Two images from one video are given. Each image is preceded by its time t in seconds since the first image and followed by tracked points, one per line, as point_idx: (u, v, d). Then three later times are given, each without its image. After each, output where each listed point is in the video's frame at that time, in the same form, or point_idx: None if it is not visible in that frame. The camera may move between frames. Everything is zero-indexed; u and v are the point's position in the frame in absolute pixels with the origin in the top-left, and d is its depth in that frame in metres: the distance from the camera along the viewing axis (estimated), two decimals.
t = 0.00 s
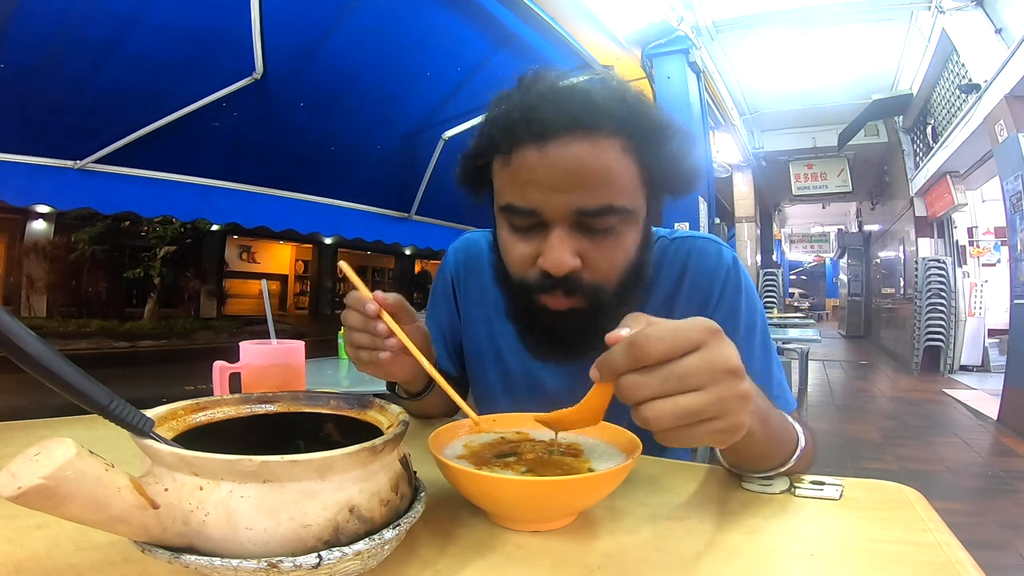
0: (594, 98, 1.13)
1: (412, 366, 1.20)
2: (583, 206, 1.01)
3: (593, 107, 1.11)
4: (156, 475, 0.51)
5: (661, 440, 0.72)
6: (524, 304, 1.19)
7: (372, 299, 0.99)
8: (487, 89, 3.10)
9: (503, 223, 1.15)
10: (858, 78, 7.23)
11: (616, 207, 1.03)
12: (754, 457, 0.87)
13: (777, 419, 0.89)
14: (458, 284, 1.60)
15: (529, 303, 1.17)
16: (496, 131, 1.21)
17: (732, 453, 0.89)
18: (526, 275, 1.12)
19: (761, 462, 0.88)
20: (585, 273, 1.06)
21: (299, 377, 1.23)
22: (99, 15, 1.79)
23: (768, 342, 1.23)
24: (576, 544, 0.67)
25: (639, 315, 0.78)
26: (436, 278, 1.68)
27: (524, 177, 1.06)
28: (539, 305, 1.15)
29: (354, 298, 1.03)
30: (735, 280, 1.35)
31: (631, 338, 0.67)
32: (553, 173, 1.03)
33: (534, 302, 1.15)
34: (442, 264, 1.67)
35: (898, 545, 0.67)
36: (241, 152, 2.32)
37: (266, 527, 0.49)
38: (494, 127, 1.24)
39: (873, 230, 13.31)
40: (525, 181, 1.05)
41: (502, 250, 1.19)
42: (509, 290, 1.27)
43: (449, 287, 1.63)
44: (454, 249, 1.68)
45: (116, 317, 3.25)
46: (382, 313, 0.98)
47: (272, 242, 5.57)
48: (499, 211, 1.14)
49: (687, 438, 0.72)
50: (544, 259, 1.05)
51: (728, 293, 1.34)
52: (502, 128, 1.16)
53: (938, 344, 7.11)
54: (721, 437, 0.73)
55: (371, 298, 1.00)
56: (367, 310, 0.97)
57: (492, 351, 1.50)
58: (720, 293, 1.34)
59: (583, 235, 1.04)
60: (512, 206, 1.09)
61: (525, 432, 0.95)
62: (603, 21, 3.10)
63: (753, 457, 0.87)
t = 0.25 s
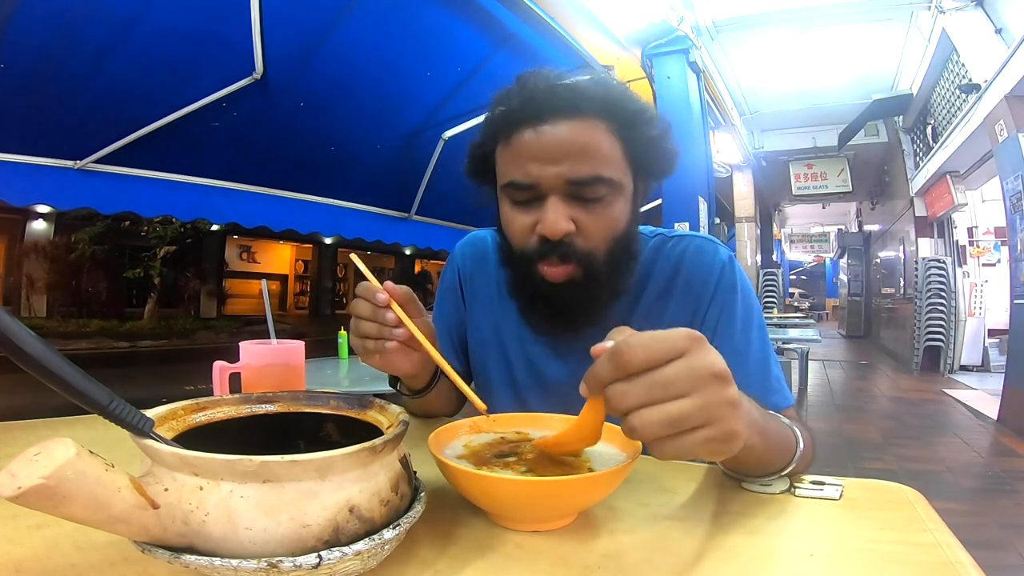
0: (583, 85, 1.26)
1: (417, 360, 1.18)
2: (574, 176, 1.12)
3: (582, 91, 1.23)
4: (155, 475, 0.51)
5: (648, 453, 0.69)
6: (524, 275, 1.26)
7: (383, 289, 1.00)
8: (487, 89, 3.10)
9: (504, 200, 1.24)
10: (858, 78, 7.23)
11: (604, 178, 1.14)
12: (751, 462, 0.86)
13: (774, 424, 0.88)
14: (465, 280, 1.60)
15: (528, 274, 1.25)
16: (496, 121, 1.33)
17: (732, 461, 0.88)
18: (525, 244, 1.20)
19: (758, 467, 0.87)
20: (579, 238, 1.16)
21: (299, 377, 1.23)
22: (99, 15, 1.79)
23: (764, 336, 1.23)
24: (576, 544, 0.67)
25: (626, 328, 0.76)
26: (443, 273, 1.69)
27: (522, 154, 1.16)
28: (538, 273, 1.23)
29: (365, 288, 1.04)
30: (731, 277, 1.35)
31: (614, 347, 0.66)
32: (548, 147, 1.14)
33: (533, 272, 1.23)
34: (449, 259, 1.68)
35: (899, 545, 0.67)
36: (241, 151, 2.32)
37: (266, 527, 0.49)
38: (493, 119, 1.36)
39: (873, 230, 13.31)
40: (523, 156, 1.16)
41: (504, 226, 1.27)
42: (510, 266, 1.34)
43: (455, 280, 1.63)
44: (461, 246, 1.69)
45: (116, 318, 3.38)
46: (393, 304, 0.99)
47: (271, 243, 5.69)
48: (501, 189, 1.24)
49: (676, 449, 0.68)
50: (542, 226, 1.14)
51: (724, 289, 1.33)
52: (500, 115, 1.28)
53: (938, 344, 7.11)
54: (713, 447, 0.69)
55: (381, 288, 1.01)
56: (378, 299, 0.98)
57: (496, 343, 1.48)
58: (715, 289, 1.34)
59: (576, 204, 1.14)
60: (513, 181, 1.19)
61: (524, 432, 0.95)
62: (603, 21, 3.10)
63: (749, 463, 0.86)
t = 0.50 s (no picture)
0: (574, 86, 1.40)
1: (424, 359, 1.17)
2: (567, 160, 1.23)
3: (572, 90, 1.37)
4: (155, 475, 0.51)
5: (634, 428, 0.65)
6: (523, 255, 1.33)
7: (400, 284, 1.02)
8: (487, 89, 3.09)
9: (506, 189, 1.34)
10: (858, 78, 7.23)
11: (594, 162, 1.25)
12: (751, 467, 0.85)
13: (773, 428, 0.88)
14: (473, 276, 1.61)
15: (528, 254, 1.31)
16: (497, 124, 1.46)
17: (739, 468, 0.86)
18: (525, 225, 1.29)
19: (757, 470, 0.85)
20: (573, 216, 1.25)
21: (299, 377, 1.23)
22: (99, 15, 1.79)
23: (757, 336, 1.22)
24: (576, 544, 0.67)
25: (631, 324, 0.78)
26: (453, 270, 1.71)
27: (520, 144, 1.28)
28: (538, 252, 1.30)
29: (380, 281, 1.05)
30: (723, 278, 1.35)
31: (603, 324, 0.67)
32: (543, 136, 1.25)
33: (533, 250, 1.29)
34: (459, 257, 1.70)
35: (899, 545, 0.67)
36: (241, 151, 2.33)
37: (266, 527, 0.49)
38: (495, 123, 1.50)
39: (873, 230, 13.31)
40: (521, 146, 1.27)
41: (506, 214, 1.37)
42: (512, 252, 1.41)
43: (464, 276, 1.64)
44: (471, 245, 1.71)
45: (117, 316, 3.82)
46: (409, 300, 1.01)
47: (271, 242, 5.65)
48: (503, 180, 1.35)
49: (661, 422, 0.64)
50: (540, 206, 1.24)
51: (716, 289, 1.33)
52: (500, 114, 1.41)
53: (938, 343, 7.11)
54: (700, 427, 0.66)
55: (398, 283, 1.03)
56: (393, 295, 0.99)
57: (501, 338, 1.48)
58: (707, 290, 1.34)
59: (570, 186, 1.25)
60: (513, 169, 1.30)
61: (524, 431, 0.95)
62: (603, 22, 3.10)
63: (748, 466, 0.85)
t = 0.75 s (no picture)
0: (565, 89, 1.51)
1: (432, 367, 1.18)
2: (553, 149, 1.33)
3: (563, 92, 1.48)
4: (155, 475, 0.51)
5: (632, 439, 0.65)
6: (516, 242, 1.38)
7: (418, 292, 1.01)
8: (487, 89, 3.09)
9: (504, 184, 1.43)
10: (858, 78, 7.23)
11: (579, 152, 1.34)
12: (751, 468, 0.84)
13: (776, 428, 0.87)
14: (478, 274, 1.62)
15: (521, 240, 1.37)
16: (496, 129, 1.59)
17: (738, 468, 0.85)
18: (518, 213, 1.36)
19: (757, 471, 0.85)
20: (560, 202, 1.31)
21: (299, 377, 1.23)
22: (99, 14, 1.79)
23: (757, 336, 1.21)
24: (576, 544, 0.67)
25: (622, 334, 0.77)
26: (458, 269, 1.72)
27: (514, 139, 1.39)
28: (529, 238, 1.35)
29: (397, 288, 1.04)
30: (721, 279, 1.34)
31: (597, 333, 0.67)
32: (533, 131, 1.36)
33: (524, 236, 1.35)
34: (465, 257, 1.70)
35: (899, 545, 0.67)
36: (240, 152, 2.33)
37: (266, 527, 0.49)
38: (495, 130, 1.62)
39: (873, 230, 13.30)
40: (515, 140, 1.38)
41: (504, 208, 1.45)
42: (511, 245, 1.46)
43: (469, 275, 1.65)
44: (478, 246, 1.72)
45: (117, 316, 3.82)
46: (427, 309, 1.00)
47: (271, 243, 5.70)
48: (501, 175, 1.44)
49: (659, 433, 0.64)
50: (529, 192, 1.31)
51: (713, 291, 1.33)
52: (498, 116, 1.54)
53: (938, 343, 7.11)
54: (696, 437, 0.66)
55: (416, 291, 1.02)
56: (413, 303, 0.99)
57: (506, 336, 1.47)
58: (705, 291, 1.34)
59: (556, 174, 1.33)
60: (507, 162, 1.40)
61: (524, 431, 0.95)
62: (603, 22, 3.09)
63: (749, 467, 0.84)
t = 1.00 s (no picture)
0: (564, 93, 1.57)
1: (427, 364, 1.19)
2: (544, 141, 1.37)
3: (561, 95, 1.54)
4: (156, 475, 0.50)
5: (601, 411, 0.61)
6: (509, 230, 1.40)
7: (413, 285, 1.01)
8: (488, 88, 3.08)
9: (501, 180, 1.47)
10: (858, 78, 7.23)
11: (569, 143, 1.37)
12: (742, 460, 0.87)
13: (762, 413, 0.88)
14: (478, 274, 1.63)
15: (513, 227, 1.38)
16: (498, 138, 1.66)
17: (722, 456, 0.88)
18: (511, 202, 1.39)
19: (754, 458, 0.87)
20: (550, 188, 1.34)
21: (299, 377, 1.23)
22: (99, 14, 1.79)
23: (751, 336, 1.23)
24: (576, 544, 0.67)
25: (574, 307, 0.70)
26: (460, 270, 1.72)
27: (510, 136, 1.44)
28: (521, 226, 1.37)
29: (392, 283, 1.05)
30: (711, 276, 1.35)
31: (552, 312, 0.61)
32: (527, 127, 1.42)
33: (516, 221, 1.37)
34: (467, 258, 1.71)
35: (900, 545, 0.67)
36: (241, 152, 2.33)
37: (266, 527, 0.49)
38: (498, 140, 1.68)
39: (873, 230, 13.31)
40: (512, 137, 1.44)
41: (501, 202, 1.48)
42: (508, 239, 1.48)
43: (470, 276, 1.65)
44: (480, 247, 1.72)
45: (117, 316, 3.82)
46: (421, 301, 1.01)
47: (271, 242, 5.71)
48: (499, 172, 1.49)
49: (628, 401, 0.60)
50: (521, 180, 1.35)
51: (704, 284, 1.34)
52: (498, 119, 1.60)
53: (938, 344, 7.11)
54: (666, 398, 0.63)
55: (411, 284, 1.02)
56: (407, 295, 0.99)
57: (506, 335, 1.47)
58: (696, 285, 1.35)
59: (547, 164, 1.37)
60: (503, 157, 1.44)
61: (525, 431, 0.95)
62: (604, 22, 3.09)
63: (740, 454, 0.86)
